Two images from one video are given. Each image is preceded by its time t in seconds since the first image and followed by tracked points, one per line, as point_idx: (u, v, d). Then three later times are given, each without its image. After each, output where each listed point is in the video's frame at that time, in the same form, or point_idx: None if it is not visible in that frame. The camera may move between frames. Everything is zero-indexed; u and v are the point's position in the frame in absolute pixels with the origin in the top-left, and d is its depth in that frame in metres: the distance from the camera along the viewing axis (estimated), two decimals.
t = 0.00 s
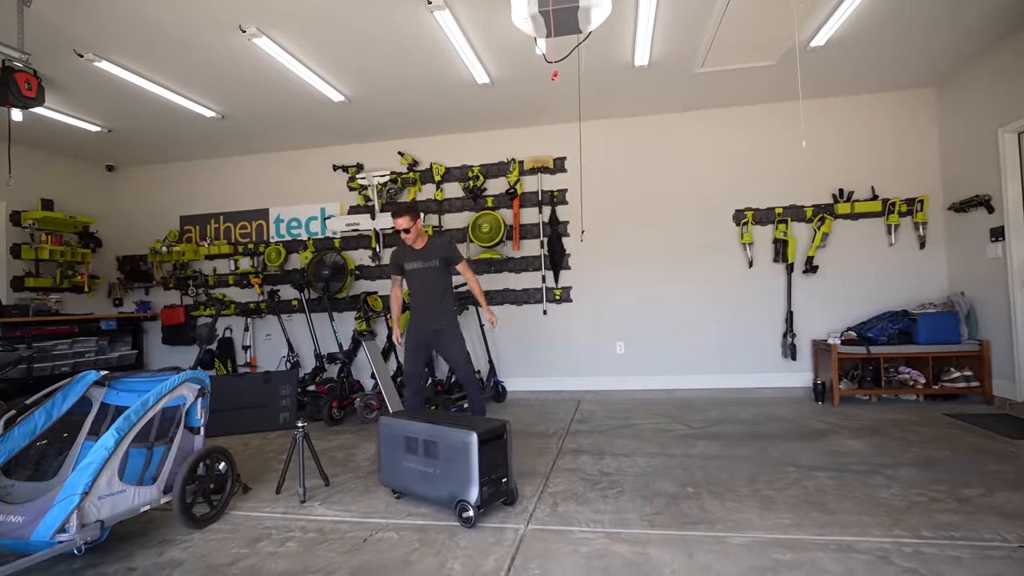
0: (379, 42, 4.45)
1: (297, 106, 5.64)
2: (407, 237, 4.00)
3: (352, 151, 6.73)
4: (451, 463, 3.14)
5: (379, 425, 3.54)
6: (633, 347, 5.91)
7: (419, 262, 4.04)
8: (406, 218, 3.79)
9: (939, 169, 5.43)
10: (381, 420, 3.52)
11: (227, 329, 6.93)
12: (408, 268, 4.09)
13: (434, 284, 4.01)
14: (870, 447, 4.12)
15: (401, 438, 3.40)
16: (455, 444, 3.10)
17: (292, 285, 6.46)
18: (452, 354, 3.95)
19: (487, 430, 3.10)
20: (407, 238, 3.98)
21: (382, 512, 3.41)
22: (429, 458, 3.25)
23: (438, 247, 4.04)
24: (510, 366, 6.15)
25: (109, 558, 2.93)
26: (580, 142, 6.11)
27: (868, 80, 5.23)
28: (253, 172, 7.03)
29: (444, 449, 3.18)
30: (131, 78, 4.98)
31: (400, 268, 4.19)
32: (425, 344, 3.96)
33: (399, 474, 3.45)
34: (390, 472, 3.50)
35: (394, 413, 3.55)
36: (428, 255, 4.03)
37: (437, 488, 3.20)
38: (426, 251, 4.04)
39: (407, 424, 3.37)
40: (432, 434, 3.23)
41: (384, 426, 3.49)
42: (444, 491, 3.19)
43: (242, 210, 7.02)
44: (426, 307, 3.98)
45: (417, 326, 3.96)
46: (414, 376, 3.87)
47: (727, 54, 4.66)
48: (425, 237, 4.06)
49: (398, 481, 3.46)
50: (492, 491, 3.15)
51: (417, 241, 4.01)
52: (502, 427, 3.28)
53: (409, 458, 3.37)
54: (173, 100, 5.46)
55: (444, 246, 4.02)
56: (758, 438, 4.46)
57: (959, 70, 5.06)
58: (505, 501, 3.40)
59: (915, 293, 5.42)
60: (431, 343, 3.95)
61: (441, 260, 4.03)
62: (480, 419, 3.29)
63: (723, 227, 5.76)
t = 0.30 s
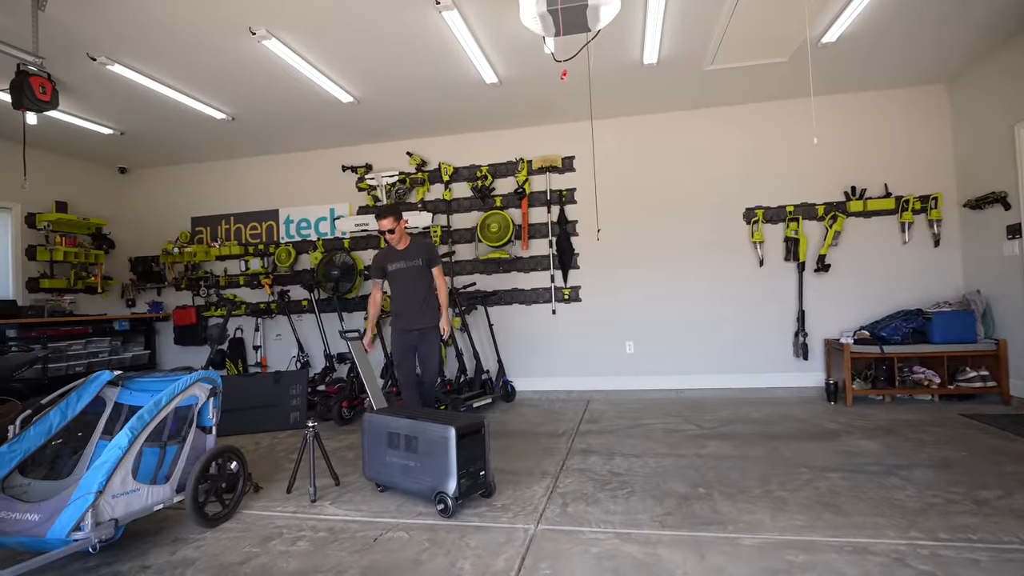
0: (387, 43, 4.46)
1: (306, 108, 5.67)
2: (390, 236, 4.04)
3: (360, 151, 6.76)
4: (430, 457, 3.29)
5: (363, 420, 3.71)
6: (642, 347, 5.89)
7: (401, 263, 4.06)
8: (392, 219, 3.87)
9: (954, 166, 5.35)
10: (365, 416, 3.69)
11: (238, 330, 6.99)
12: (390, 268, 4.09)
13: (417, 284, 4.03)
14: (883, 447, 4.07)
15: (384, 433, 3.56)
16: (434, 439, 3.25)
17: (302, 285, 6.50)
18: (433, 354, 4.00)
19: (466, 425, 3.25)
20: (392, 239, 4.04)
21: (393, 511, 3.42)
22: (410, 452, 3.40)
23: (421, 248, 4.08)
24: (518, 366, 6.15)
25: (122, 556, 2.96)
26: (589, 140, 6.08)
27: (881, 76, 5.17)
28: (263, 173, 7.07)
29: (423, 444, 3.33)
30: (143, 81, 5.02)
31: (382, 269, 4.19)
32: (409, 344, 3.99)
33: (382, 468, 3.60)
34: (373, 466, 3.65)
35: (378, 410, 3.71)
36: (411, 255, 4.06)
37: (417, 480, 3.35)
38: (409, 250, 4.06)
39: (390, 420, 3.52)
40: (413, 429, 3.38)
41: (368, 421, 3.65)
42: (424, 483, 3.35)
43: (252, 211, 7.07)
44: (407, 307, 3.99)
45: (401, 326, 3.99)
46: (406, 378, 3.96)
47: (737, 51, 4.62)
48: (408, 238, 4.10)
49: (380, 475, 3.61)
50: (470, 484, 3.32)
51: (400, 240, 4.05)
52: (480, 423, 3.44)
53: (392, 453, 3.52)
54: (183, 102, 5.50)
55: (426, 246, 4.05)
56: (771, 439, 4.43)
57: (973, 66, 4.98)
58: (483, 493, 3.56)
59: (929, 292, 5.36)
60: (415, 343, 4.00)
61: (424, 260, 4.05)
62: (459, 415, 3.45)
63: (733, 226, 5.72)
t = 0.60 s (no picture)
0: (396, 44, 4.47)
1: (315, 109, 5.69)
2: (374, 249, 4.31)
3: (369, 152, 6.78)
4: (412, 451, 3.46)
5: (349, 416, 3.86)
6: (652, 346, 5.86)
7: (388, 272, 4.36)
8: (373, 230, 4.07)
9: (968, 161, 5.27)
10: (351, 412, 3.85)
11: (249, 330, 7.05)
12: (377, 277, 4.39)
13: (403, 290, 4.36)
14: (897, 447, 4.03)
15: (368, 429, 3.72)
16: (415, 433, 3.43)
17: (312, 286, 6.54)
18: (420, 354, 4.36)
19: (447, 421, 3.43)
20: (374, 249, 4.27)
21: (403, 511, 3.42)
22: (393, 446, 3.57)
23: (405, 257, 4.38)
24: (527, 366, 6.14)
25: (138, 554, 2.99)
26: (597, 139, 6.06)
27: (893, 71, 5.11)
28: (272, 174, 7.12)
29: (405, 438, 3.50)
30: (155, 84, 5.07)
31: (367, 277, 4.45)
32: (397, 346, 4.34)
33: (366, 462, 3.75)
34: (357, 461, 3.80)
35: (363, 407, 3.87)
36: (396, 264, 4.36)
37: (399, 473, 3.52)
38: (394, 260, 4.37)
39: (374, 416, 3.68)
40: (396, 424, 3.55)
41: (354, 417, 3.80)
42: (406, 476, 3.51)
43: (261, 212, 7.12)
44: (395, 311, 4.32)
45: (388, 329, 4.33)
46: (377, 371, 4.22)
47: (747, 47, 4.58)
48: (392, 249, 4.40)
49: (365, 469, 3.76)
50: (450, 476, 3.50)
51: (385, 252, 4.34)
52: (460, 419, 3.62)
53: (375, 448, 3.68)
54: (194, 104, 5.55)
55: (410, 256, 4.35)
56: (783, 438, 4.39)
57: (987, 60, 4.91)
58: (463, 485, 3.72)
59: (944, 289, 5.29)
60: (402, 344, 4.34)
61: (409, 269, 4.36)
62: (440, 411, 3.63)
63: (744, 225, 5.68)
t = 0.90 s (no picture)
0: (399, 34, 4.28)
1: (316, 103, 5.52)
2: (344, 250, 4.28)
3: (372, 146, 6.60)
4: (394, 450, 3.44)
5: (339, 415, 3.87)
6: (667, 347, 5.66)
7: (351, 274, 4.32)
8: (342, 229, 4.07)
9: (1000, 151, 5.03)
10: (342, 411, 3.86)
11: (249, 332, 6.89)
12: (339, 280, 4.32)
13: (366, 293, 4.30)
14: (928, 452, 3.82)
15: (354, 428, 3.71)
16: (396, 433, 3.40)
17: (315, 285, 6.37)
18: (380, 360, 4.23)
19: (427, 421, 3.38)
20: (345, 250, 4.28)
21: (410, 518, 3.26)
22: (377, 446, 3.55)
23: (370, 261, 4.37)
24: (537, 368, 5.96)
25: (138, 562, 2.84)
26: (608, 132, 5.85)
27: (921, 56, 4.86)
28: (274, 171, 6.95)
29: (387, 439, 3.48)
30: (153, 79, 4.90)
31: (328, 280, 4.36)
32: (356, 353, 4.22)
33: (353, 461, 3.74)
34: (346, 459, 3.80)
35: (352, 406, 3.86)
36: (363, 268, 4.35)
37: (381, 473, 3.50)
38: (359, 264, 4.34)
39: (360, 415, 3.67)
40: (379, 424, 3.53)
41: (343, 416, 3.80)
42: (389, 476, 3.48)
43: (262, 210, 6.95)
44: (356, 315, 4.25)
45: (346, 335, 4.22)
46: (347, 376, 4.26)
47: (767, 34, 4.35)
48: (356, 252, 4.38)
49: (352, 468, 3.76)
50: (431, 477, 3.44)
51: (353, 255, 4.32)
52: (444, 419, 3.57)
53: (361, 447, 3.66)
54: (193, 99, 5.38)
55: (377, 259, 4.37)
56: (806, 442, 4.19)
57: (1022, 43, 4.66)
58: (446, 486, 3.65)
59: (975, 286, 5.05)
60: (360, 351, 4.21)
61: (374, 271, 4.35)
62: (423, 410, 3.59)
63: (764, 218, 5.45)
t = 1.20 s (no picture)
0: (407, 23, 4.09)
1: (318, 96, 5.34)
2: (327, 246, 4.34)
3: (377, 141, 6.41)
4: (380, 450, 3.41)
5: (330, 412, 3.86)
6: (685, 348, 5.46)
7: (332, 271, 4.41)
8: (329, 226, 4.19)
9: None
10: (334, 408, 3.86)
11: (251, 334, 6.71)
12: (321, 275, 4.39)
13: (345, 291, 4.45)
14: (965, 457, 3.62)
15: (343, 427, 3.69)
16: (383, 433, 3.38)
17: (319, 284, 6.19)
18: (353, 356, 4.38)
19: (414, 421, 3.36)
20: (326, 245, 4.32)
21: (421, 526, 3.10)
22: (364, 445, 3.52)
23: (352, 258, 4.51)
24: (550, 371, 5.77)
25: (139, 572, 2.70)
26: (623, 123, 5.64)
27: (952, 40, 4.63)
28: (276, 167, 6.77)
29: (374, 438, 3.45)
30: (151, 73, 4.72)
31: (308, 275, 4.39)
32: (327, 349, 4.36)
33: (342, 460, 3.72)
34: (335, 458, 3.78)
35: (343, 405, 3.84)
36: (343, 264, 4.46)
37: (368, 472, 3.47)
38: (342, 261, 4.46)
39: (349, 414, 3.64)
40: (367, 423, 3.50)
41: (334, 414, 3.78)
42: (376, 476, 3.45)
43: (264, 208, 6.77)
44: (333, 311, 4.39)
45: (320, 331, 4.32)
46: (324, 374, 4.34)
47: (789, 18, 4.14)
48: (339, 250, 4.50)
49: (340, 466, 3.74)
50: (417, 477, 3.42)
51: (334, 252, 4.41)
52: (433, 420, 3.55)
53: (350, 446, 3.64)
54: (193, 94, 5.20)
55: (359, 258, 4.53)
56: (833, 447, 3.99)
57: None
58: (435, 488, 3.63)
59: (1010, 282, 4.83)
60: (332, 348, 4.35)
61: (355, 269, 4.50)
62: (411, 411, 3.57)
63: (785, 212, 5.24)
